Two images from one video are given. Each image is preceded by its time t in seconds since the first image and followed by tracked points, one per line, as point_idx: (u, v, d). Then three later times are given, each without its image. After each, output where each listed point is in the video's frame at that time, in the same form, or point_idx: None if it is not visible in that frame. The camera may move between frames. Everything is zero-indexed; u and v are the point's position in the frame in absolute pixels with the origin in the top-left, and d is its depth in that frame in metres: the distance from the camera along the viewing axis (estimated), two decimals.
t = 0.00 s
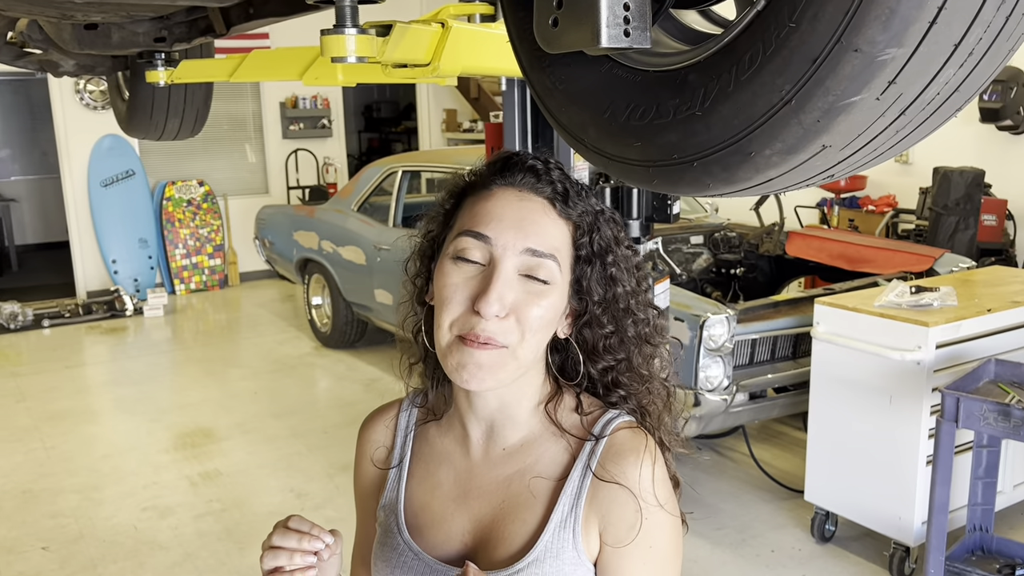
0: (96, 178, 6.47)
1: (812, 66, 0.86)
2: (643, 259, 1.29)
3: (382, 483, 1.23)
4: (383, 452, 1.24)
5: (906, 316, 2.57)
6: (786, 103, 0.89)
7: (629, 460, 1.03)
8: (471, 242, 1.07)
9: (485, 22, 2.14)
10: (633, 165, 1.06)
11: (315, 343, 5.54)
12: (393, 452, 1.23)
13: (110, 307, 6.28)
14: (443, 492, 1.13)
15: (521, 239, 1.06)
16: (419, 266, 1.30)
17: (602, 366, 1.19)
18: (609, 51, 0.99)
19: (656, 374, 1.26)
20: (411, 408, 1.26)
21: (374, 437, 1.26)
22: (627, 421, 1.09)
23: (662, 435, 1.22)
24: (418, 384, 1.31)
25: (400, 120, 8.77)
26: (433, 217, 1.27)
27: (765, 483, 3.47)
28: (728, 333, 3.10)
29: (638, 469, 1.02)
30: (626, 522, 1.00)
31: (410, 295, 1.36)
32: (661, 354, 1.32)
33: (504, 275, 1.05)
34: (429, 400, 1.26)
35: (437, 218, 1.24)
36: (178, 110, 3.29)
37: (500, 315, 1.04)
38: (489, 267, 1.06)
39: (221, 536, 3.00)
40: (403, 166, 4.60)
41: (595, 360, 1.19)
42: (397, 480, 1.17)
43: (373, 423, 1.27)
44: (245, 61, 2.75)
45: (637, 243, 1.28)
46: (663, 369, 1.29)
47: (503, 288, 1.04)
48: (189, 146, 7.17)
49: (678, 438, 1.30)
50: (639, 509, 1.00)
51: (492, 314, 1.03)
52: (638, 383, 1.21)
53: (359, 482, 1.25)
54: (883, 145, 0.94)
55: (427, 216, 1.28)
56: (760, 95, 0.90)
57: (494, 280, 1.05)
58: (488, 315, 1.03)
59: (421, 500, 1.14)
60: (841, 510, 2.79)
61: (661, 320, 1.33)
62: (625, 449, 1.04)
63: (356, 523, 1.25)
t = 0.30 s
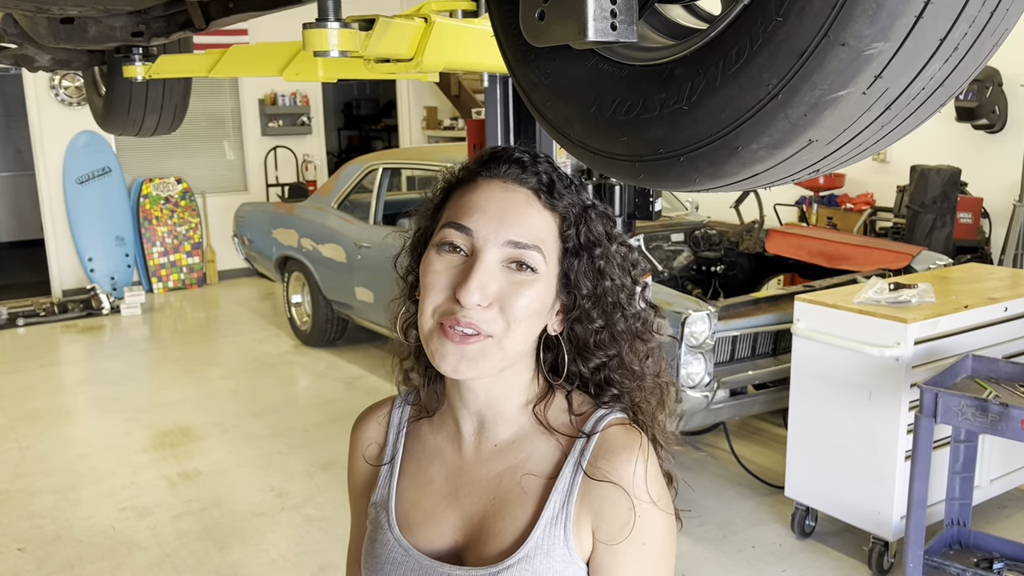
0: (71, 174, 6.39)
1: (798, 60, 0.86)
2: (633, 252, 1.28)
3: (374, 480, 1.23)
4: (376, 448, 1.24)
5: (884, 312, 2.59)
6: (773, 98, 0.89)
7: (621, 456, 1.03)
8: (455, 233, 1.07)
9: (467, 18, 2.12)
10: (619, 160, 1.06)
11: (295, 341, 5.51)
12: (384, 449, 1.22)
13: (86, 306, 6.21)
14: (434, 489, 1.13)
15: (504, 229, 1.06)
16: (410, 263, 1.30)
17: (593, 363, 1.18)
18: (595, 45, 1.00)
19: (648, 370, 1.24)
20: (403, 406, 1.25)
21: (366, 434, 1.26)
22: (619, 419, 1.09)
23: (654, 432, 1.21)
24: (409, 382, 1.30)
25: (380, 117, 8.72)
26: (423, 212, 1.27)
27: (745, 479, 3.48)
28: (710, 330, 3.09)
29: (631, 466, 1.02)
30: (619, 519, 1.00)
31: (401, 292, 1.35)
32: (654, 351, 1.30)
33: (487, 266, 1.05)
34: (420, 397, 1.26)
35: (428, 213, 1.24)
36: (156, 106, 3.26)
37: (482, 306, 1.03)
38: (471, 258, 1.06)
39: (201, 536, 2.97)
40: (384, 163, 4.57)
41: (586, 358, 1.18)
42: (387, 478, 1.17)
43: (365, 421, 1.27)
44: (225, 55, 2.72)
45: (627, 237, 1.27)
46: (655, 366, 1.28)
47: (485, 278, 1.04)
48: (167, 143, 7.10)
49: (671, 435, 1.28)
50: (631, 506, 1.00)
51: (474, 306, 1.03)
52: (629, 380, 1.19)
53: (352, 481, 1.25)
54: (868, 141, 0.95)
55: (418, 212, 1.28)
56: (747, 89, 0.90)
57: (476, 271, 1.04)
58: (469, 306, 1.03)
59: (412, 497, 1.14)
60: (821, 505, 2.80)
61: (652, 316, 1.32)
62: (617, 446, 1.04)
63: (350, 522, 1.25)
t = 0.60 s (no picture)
0: (47, 171, 6.30)
1: (784, 55, 0.86)
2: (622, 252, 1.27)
3: (353, 477, 1.22)
4: (355, 446, 1.23)
5: (864, 310, 2.60)
6: (758, 93, 0.89)
7: (606, 456, 1.02)
8: (449, 238, 1.04)
9: (449, 13, 2.09)
10: (603, 155, 1.05)
11: (275, 339, 5.47)
12: (364, 446, 1.21)
13: (63, 304, 6.13)
14: (414, 488, 1.12)
15: (501, 238, 1.04)
16: (395, 256, 1.28)
17: (579, 363, 1.18)
18: (580, 38, 1.00)
19: (633, 371, 1.24)
20: (383, 403, 1.24)
21: (345, 430, 1.25)
22: (603, 417, 1.09)
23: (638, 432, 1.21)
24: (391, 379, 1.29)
25: (361, 114, 8.67)
26: (410, 206, 1.26)
27: (726, 476, 3.50)
28: (692, 327, 3.10)
29: (617, 466, 1.01)
30: (604, 519, 1.00)
31: (385, 283, 1.34)
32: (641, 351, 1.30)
33: (483, 275, 1.03)
34: (401, 394, 1.25)
35: (415, 208, 1.22)
36: (133, 100, 3.22)
37: (477, 315, 1.02)
38: (466, 266, 1.04)
39: (179, 536, 2.94)
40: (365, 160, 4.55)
41: (573, 356, 1.18)
42: (367, 475, 1.15)
43: (344, 417, 1.25)
44: (205, 49, 2.68)
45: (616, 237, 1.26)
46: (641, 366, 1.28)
47: (481, 289, 1.03)
48: (145, 140, 7.02)
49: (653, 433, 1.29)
50: (617, 506, 1.00)
51: (470, 315, 1.02)
52: (615, 382, 1.19)
53: (331, 476, 1.24)
54: (852, 137, 0.94)
55: (404, 204, 1.26)
56: (732, 84, 0.90)
57: (472, 280, 1.03)
58: (465, 315, 1.02)
59: (392, 495, 1.13)
60: (800, 502, 2.82)
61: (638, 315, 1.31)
62: (603, 446, 1.04)
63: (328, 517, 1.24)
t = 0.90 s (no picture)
0: (25, 167, 6.21)
1: (772, 47, 0.85)
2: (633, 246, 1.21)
3: (361, 480, 1.20)
4: (361, 449, 1.20)
5: (846, 308, 2.61)
6: (746, 85, 0.88)
7: (617, 450, 0.99)
8: (451, 233, 1.00)
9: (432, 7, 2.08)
10: (590, 148, 1.04)
11: (256, 337, 5.43)
12: (370, 449, 1.19)
13: (40, 302, 6.05)
14: (422, 490, 1.09)
15: (505, 232, 0.99)
16: (400, 249, 1.25)
17: (587, 361, 1.13)
18: (567, 29, 0.99)
19: (642, 370, 1.19)
20: (388, 404, 1.22)
21: (351, 433, 1.22)
22: (611, 409, 1.06)
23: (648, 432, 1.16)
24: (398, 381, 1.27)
25: (344, 112, 8.63)
26: (414, 198, 1.22)
27: (710, 474, 3.50)
28: (675, 325, 3.10)
29: (628, 458, 0.98)
30: (616, 511, 0.97)
31: (390, 277, 1.30)
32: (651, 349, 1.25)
33: (486, 271, 0.98)
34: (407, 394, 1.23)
35: (420, 200, 1.18)
36: (112, 95, 3.18)
37: (480, 312, 0.98)
38: (469, 262, 0.99)
39: (159, 535, 2.91)
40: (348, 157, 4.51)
41: (580, 354, 1.13)
42: (375, 478, 1.13)
43: (350, 419, 1.23)
44: (185, 44, 2.66)
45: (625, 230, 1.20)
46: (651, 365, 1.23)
47: (484, 285, 0.98)
48: (125, 136, 6.95)
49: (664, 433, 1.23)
50: (630, 498, 0.97)
51: (472, 312, 0.97)
52: (623, 381, 1.15)
53: (338, 481, 1.22)
54: (840, 130, 0.94)
55: (409, 199, 1.23)
56: (719, 76, 0.89)
57: (475, 277, 0.98)
58: (467, 312, 0.97)
59: (400, 498, 1.10)
60: (783, 499, 2.82)
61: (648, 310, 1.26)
62: (612, 438, 1.00)
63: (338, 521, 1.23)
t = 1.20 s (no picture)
0: (6, 165, 6.13)
1: (757, 45, 0.85)
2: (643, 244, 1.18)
3: (370, 486, 1.17)
4: (370, 455, 1.17)
5: (830, 308, 2.62)
6: (731, 83, 0.88)
7: (630, 452, 0.98)
8: (458, 234, 0.97)
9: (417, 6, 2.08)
10: (575, 146, 1.05)
11: (240, 337, 5.40)
12: (379, 454, 1.16)
13: (21, 301, 5.99)
14: (432, 495, 1.07)
15: (511, 233, 0.96)
16: (408, 251, 1.22)
17: (599, 363, 1.11)
18: (552, 28, 0.99)
19: (654, 371, 1.17)
20: (397, 409, 1.19)
21: (359, 438, 1.20)
22: (624, 411, 1.04)
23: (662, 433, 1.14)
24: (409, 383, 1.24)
25: (329, 110, 8.60)
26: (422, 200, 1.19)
27: (694, 474, 3.51)
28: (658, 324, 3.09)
29: (642, 460, 0.97)
30: (631, 514, 0.95)
31: (398, 281, 1.28)
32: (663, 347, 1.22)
33: (493, 272, 0.96)
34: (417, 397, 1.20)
35: (427, 202, 1.15)
36: (93, 92, 3.15)
37: (486, 314, 0.95)
38: (476, 263, 0.97)
39: (140, 536, 2.88)
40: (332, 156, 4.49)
41: (592, 356, 1.10)
42: (384, 484, 1.11)
43: (357, 425, 1.20)
44: (167, 41, 2.64)
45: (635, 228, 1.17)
46: (663, 365, 1.20)
47: (490, 286, 0.95)
48: (107, 134, 6.88)
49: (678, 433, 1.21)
50: (644, 501, 0.95)
51: (478, 314, 0.95)
52: (635, 383, 1.12)
53: (346, 488, 1.19)
54: (824, 129, 0.94)
55: (417, 200, 1.20)
56: (705, 74, 0.89)
57: (481, 278, 0.95)
58: (473, 315, 0.95)
59: (410, 504, 1.08)
60: (768, 499, 2.84)
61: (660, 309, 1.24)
62: (626, 440, 0.99)
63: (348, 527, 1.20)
